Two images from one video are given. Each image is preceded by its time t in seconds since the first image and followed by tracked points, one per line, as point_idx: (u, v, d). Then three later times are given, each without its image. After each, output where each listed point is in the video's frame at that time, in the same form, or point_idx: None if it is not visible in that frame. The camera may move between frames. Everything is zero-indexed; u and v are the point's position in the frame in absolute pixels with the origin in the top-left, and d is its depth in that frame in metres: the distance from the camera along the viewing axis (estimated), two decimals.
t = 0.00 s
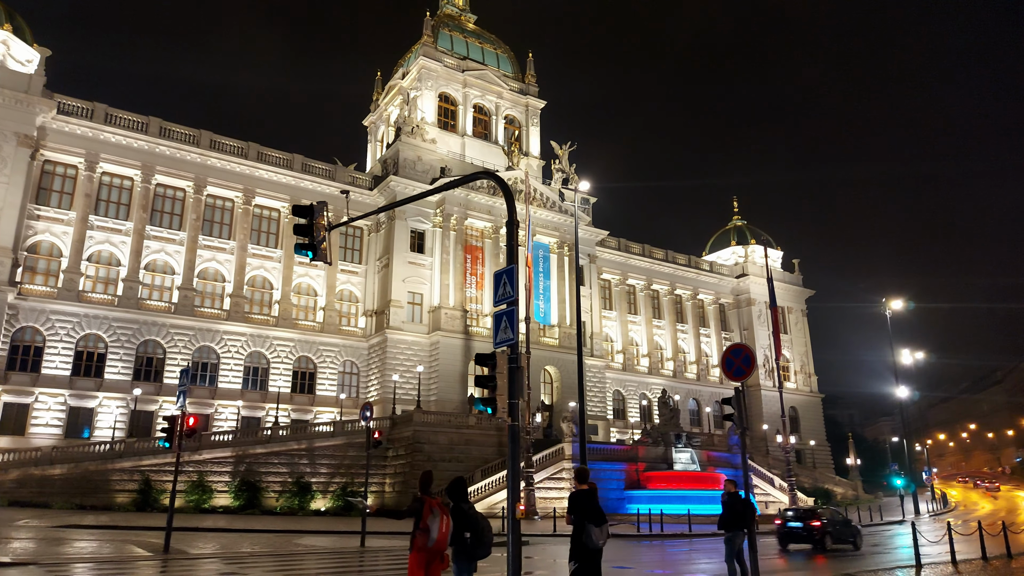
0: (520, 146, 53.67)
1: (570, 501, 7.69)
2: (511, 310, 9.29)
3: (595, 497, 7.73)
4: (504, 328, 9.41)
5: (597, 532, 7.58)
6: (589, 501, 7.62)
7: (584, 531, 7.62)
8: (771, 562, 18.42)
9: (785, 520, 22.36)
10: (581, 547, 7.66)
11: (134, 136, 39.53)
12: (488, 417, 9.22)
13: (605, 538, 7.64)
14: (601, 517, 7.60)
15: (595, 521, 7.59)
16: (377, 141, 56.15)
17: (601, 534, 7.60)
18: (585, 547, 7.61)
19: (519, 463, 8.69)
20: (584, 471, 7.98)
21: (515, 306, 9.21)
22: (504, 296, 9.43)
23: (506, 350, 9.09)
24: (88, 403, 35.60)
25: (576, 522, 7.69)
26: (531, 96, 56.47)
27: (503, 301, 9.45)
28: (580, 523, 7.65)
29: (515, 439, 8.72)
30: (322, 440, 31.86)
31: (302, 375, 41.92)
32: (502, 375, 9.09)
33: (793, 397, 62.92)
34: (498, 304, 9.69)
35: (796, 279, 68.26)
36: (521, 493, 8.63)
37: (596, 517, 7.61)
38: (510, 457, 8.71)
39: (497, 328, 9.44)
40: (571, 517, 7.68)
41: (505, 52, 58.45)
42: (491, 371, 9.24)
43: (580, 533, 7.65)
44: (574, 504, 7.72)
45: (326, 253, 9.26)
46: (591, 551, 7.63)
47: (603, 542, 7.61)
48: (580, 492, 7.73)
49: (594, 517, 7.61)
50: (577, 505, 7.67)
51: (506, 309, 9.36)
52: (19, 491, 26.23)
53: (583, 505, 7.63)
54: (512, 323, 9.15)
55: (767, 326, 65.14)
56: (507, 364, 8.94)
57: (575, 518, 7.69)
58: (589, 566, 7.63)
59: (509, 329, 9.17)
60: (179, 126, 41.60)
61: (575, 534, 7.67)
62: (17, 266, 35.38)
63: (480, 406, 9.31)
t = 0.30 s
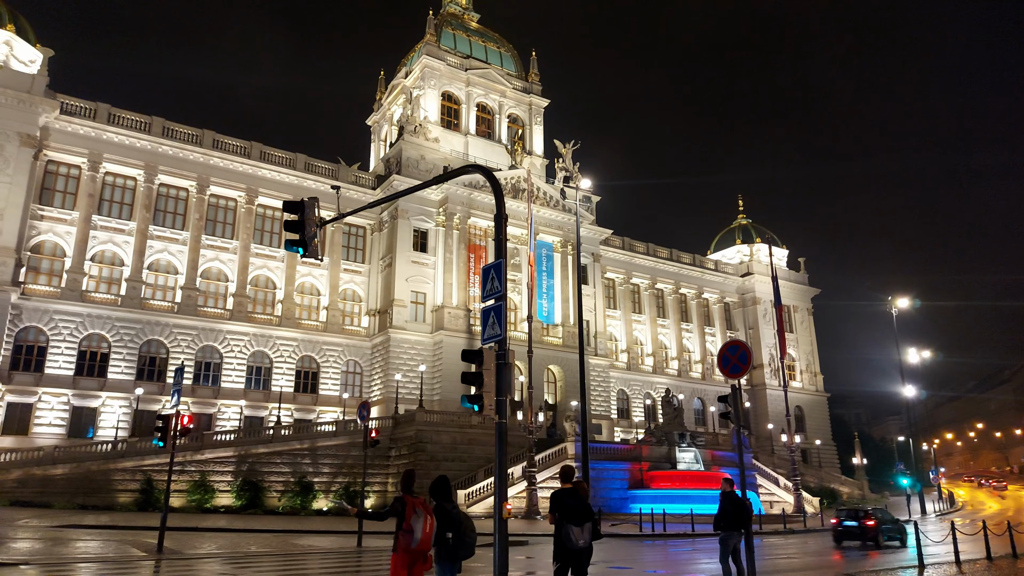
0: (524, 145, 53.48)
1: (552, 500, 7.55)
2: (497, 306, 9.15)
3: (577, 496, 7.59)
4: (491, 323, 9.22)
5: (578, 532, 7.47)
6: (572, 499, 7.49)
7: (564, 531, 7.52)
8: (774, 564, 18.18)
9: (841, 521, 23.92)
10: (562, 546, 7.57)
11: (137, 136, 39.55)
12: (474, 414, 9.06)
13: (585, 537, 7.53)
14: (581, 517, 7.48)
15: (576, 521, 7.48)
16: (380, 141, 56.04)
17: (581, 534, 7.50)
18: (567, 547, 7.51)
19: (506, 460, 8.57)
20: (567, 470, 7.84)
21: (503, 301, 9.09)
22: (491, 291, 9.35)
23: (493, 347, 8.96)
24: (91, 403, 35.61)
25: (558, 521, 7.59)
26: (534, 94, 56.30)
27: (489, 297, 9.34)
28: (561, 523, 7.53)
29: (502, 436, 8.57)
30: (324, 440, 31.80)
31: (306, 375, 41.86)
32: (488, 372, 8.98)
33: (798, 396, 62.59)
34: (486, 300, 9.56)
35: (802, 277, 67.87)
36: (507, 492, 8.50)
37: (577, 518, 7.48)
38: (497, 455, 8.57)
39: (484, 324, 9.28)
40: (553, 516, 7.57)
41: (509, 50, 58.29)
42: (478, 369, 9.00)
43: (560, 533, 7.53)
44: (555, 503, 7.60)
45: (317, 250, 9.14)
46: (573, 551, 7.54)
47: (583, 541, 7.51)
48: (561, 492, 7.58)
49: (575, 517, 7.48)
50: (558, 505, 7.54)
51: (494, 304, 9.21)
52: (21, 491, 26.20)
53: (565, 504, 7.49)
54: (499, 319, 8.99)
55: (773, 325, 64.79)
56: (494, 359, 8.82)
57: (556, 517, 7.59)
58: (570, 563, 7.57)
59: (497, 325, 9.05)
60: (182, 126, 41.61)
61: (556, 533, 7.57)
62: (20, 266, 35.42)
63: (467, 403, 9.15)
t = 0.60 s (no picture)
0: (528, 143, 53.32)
1: (534, 496, 7.45)
2: (483, 297, 9.08)
3: (559, 492, 7.42)
4: (477, 315, 9.23)
5: (559, 528, 7.31)
6: (554, 495, 7.35)
7: (547, 527, 7.39)
8: (778, 564, 18.00)
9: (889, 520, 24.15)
10: (545, 543, 7.43)
11: (140, 135, 39.58)
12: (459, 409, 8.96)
13: (569, 533, 7.34)
14: (564, 513, 7.32)
15: (558, 517, 7.32)
16: (384, 140, 55.97)
17: (563, 530, 7.33)
18: (550, 543, 7.38)
19: (491, 457, 8.48)
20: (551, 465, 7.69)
21: (488, 292, 9.04)
22: (477, 283, 9.26)
23: (479, 340, 8.92)
24: (95, 402, 35.66)
25: (540, 517, 7.45)
26: (538, 92, 56.13)
27: (476, 288, 9.24)
28: (543, 520, 7.41)
29: (488, 431, 8.48)
30: (327, 438, 31.78)
31: (309, 374, 41.84)
32: (474, 366, 8.92)
33: (805, 394, 62.24)
34: (472, 292, 9.50)
35: (808, 275, 67.49)
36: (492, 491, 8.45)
37: (559, 513, 7.33)
38: (482, 452, 8.48)
39: (470, 316, 9.23)
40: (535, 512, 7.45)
41: (513, 48, 58.16)
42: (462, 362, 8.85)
43: (543, 530, 7.41)
44: (536, 499, 7.46)
45: (308, 246, 8.98)
46: (556, 547, 7.39)
47: (566, 537, 7.32)
48: (542, 488, 7.43)
49: (555, 513, 7.34)
50: (539, 500, 7.40)
51: (480, 295, 9.14)
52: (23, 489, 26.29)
53: (546, 499, 7.36)
54: (485, 310, 8.97)
55: (779, 323, 64.46)
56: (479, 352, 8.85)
57: (538, 513, 7.46)
58: (554, 559, 7.45)
59: (483, 317, 8.99)
60: (186, 126, 41.66)
61: (539, 530, 7.45)
62: (24, 265, 35.50)
63: (451, 399, 9.04)
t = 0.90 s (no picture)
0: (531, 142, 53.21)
1: (518, 495, 7.36)
2: (467, 294, 9.02)
3: (543, 491, 7.33)
4: (462, 311, 9.10)
5: (544, 528, 7.20)
6: (538, 494, 7.28)
7: (531, 528, 7.28)
8: (780, 564, 17.83)
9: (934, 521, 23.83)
10: (529, 543, 7.34)
11: (144, 136, 39.70)
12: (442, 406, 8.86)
13: (553, 534, 7.23)
14: (549, 513, 7.22)
15: (542, 517, 7.21)
16: (388, 140, 55.96)
17: (548, 531, 7.22)
18: (534, 544, 7.27)
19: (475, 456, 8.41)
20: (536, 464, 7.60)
21: (472, 289, 9.02)
22: (463, 279, 9.23)
23: (463, 336, 8.84)
24: (99, 402, 35.75)
25: (524, 517, 7.37)
26: (542, 92, 56.02)
27: (461, 284, 9.22)
28: (527, 519, 7.31)
29: (473, 429, 8.38)
30: (330, 439, 31.76)
31: (312, 374, 41.82)
32: (459, 364, 8.86)
33: (811, 394, 61.92)
34: (457, 287, 9.45)
35: (814, 275, 67.15)
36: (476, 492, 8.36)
37: (544, 513, 7.23)
38: (467, 451, 8.40)
39: (455, 311, 9.17)
40: (519, 512, 7.37)
41: (516, 48, 58.08)
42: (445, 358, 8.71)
43: (527, 530, 7.31)
44: (522, 499, 7.38)
45: (298, 243, 8.94)
46: (540, 548, 7.29)
47: (550, 538, 7.21)
48: (526, 486, 7.36)
49: (540, 513, 7.23)
50: (524, 500, 7.32)
51: (464, 292, 9.10)
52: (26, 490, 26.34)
53: (530, 499, 7.28)
54: (469, 307, 8.84)
55: (785, 323, 64.14)
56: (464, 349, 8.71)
57: (523, 514, 7.36)
58: (538, 559, 7.34)
59: (466, 314, 8.96)
60: (189, 127, 41.76)
61: (523, 530, 7.35)
62: (28, 266, 35.61)
63: (434, 396, 8.96)
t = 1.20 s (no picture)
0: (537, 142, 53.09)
1: (507, 496, 7.27)
2: (455, 292, 9.00)
3: (533, 492, 7.29)
4: (449, 310, 9.11)
5: (533, 530, 7.13)
6: (528, 495, 7.21)
7: (521, 529, 7.19)
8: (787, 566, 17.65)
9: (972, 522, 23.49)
10: (518, 545, 7.24)
11: (150, 138, 39.85)
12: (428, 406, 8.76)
13: (542, 536, 7.16)
14: (539, 514, 7.14)
15: (531, 518, 7.15)
16: (393, 141, 55.97)
17: (537, 533, 7.15)
18: (523, 546, 7.18)
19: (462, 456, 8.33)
20: (525, 466, 7.55)
21: (460, 287, 9.00)
22: (450, 277, 9.24)
23: (450, 334, 8.82)
24: (107, 403, 35.86)
25: (513, 519, 7.30)
26: (547, 92, 55.89)
27: (449, 281, 9.21)
28: (516, 521, 7.22)
29: (460, 429, 8.30)
30: (334, 439, 31.77)
31: (318, 375, 41.86)
32: (447, 363, 8.81)
33: (820, 394, 61.52)
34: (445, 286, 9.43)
35: (823, 274, 66.71)
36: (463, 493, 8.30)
37: (533, 515, 7.15)
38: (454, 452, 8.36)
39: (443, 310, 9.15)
40: (508, 513, 7.30)
41: (522, 48, 58.00)
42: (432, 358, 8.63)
43: (515, 532, 7.22)
44: (510, 500, 7.33)
45: (291, 242, 8.94)
46: (529, 550, 7.19)
47: (540, 540, 7.14)
48: (516, 487, 7.31)
49: (530, 514, 7.16)
50: (512, 501, 7.27)
51: (452, 290, 9.08)
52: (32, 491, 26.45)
53: (520, 500, 7.20)
54: (457, 305, 8.87)
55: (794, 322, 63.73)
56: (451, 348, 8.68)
57: (512, 515, 7.27)
58: (526, 562, 7.23)
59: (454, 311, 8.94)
60: (195, 128, 41.90)
61: (511, 532, 7.28)
62: (36, 268, 35.77)
63: (420, 396, 8.88)
